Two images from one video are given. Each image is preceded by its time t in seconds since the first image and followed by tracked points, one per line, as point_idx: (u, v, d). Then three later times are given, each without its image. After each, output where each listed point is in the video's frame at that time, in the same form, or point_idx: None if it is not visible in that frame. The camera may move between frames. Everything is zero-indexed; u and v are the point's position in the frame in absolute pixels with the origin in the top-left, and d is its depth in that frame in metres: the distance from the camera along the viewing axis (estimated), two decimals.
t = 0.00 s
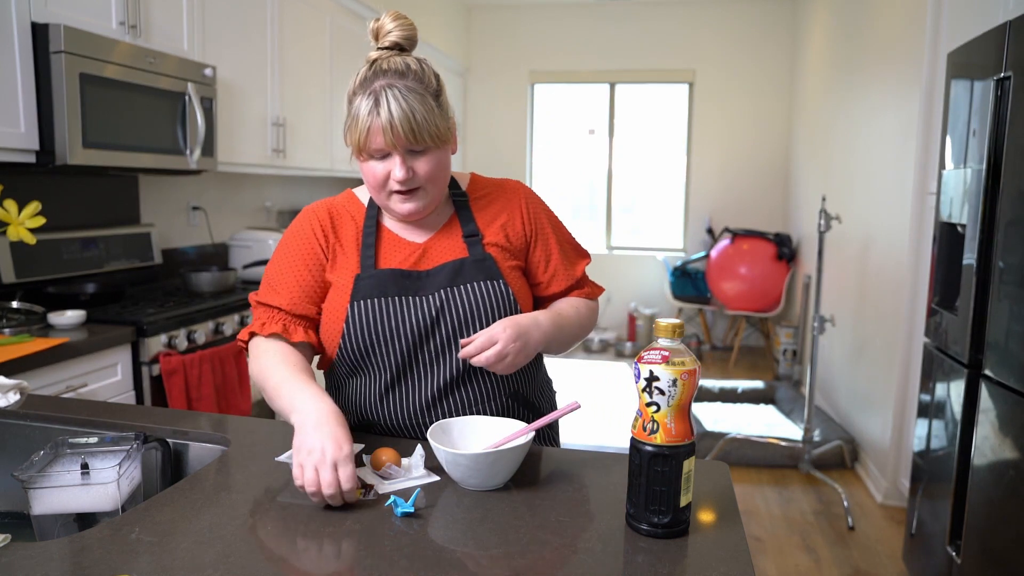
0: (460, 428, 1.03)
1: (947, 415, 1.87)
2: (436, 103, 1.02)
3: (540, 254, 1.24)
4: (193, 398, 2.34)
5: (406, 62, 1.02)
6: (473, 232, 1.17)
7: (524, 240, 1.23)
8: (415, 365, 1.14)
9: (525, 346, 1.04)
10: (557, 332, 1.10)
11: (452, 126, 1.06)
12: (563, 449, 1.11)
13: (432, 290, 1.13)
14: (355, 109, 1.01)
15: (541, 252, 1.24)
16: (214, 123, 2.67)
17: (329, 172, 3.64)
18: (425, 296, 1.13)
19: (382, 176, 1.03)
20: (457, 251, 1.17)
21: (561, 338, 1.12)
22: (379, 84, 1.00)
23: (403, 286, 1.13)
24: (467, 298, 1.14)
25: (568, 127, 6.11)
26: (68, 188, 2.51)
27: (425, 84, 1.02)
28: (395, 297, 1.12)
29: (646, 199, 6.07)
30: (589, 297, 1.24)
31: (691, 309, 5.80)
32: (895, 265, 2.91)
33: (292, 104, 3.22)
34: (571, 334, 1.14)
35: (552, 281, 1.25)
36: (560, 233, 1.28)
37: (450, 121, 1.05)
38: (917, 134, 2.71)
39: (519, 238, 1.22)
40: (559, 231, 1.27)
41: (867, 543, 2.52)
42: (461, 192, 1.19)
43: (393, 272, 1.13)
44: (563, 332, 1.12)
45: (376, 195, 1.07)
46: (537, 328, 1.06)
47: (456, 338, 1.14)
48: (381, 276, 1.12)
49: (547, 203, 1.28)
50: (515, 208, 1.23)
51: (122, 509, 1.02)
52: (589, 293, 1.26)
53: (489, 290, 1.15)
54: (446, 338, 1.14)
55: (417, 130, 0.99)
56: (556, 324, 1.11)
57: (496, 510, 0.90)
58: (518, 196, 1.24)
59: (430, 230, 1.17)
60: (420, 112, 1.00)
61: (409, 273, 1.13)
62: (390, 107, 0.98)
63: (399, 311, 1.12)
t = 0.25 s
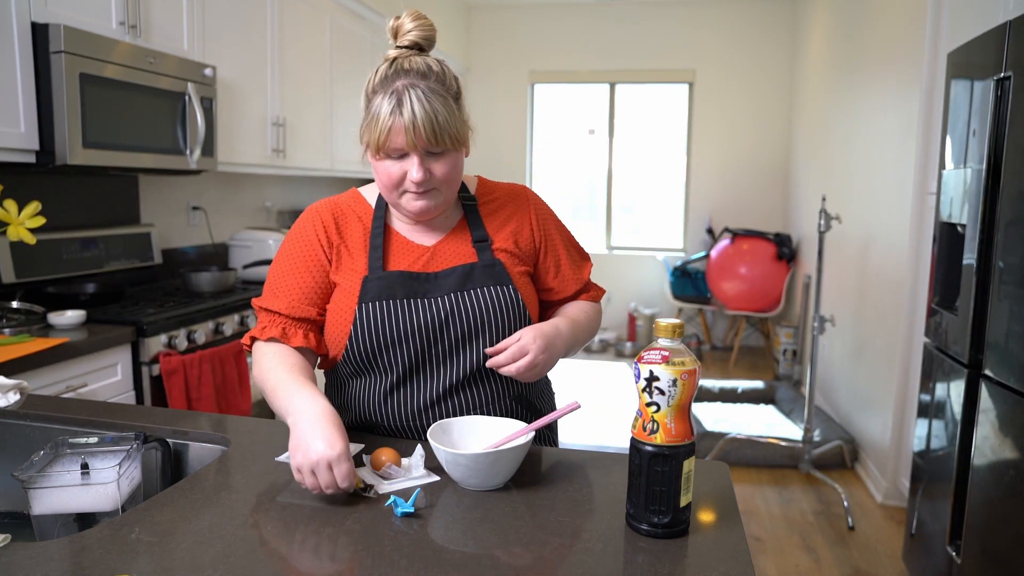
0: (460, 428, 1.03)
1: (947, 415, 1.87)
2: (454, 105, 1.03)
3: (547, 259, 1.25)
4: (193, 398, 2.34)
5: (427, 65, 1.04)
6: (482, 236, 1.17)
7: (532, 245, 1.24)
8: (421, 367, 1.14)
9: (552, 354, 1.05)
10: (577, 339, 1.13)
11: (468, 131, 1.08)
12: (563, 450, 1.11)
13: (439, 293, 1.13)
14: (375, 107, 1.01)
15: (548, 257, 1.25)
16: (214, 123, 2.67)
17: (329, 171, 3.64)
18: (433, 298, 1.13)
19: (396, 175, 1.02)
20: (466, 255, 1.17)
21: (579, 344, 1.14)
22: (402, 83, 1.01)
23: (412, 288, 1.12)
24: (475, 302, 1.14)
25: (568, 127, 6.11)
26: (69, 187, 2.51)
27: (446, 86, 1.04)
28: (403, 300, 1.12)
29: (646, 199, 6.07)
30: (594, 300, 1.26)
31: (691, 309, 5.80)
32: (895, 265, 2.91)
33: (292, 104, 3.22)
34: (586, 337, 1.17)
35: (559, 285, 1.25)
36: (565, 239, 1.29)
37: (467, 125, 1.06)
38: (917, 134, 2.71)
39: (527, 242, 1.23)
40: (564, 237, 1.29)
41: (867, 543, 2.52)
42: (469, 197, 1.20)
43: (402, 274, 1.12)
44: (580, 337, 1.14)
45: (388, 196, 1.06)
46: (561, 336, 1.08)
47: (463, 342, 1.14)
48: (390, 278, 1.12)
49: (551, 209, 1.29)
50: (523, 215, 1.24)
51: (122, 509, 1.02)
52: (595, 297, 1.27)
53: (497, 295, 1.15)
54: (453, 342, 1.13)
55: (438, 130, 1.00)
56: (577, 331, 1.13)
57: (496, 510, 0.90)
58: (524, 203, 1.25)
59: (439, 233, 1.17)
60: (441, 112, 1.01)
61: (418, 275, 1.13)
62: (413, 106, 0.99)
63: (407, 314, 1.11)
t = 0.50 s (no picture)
0: (460, 428, 1.03)
1: (947, 415, 1.87)
2: (465, 104, 1.05)
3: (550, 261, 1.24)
4: (193, 398, 2.34)
5: (440, 61, 1.06)
6: (485, 236, 1.17)
7: (534, 246, 1.23)
8: (418, 364, 1.14)
9: (546, 355, 1.05)
10: (574, 343, 1.12)
11: (476, 130, 1.09)
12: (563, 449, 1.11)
13: (439, 290, 1.13)
14: (386, 97, 1.02)
15: (550, 259, 1.24)
16: (214, 123, 2.67)
17: (329, 171, 3.64)
18: (433, 295, 1.13)
19: (402, 167, 1.03)
20: (468, 253, 1.17)
21: (576, 349, 1.13)
22: (414, 75, 1.03)
23: (413, 284, 1.13)
24: (475, 301, 1.14)
25: (568, 127, 6.11)
26: (69, 188, 2.51)
27: (457, 83, 1.05)
28: (403, 295, 1.12)
29: (646, 199, 6.07)
30: (595, 305, 1.24)
31: (692, 309, 5.80)
32: (895, 265, 2.91)
33: (292, 104, 3.22)
34: (585, 342, 1.16)
35: (561, 288, 1.25)
36: (569, 241, 1.28)
37: (475, 124, 1.07)
38: (917, 134, 2.71)
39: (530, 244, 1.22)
40: (568, 239, 1.27)
41: (867, 543, 2.52)
42: (475, 196, 1.20)
43: (404, 270, 1.13)
44: (578, 341, 1.13)
45: (391, 187, 1.06)
46: (557, 336, 1.08)
47: (461, 340, 1.14)
48: (391, 273, 1.12)
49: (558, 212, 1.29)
50: (528, 215, 1.23)
51: (122, 508, 1.02)
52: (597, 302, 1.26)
53: (498, 295, 1.15)
54: (451, 340, 1.14)
55: (446, 123, 1.01)
56: (575, 334, 1.12)
57: (496, 510, 0.90)
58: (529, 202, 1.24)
59: (443, 232, 1.17)
60: (450, 106, 1.02)
61: (420, 271, 1.13)
62: (423, 98, 1.00)
63: (407, 310, 1.12)
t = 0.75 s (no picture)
0: (460, 427, 1.03)
1: (947, 415, 1.86)
2: (495, 97, 1.10)
3: (563, 261, 1.23)
4: (193, 398, 2.34)
5: (470, 58, 1.12)
6: (502, 234, 1.19)
7: (550, 246, 1.24)
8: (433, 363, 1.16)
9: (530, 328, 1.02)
10: (555, 334, 1.09)
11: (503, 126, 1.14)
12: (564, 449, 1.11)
13: (457, 288, 1.16)
14: (420, 88, 1.07)
15: (564, 258, 1.23)
16: (214, 123, 2.67)
17: (329, 171, 3.64)
18: (450, 293, 1.16)
19: (435, 154, 1.08)
20: (485, 251, 1.20)
21: (555, 343, 1.10)
22: (447, 70, 1.08)
23: (430, 280, 1.16)
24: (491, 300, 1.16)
25: (568, 127, 6.11)
26: (69, 188, 2.51)
27: (489, 79, 1.11)
28: (421, 290, 1.15)
29: (646, 199, 6.07)
30: (603, 314, 1.19)
31: (692, 309, 5.80)
32: (895, 264, 2.91)
33: (292, 104, 3.22)
34: (564, 346, 1.12)
35: (570, 286, 1.22)
36: (587, 249, 1.27)
37: (503, 119, 1.13)
38: (917, 133, 2.71)
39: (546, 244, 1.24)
40: (587, 247, 1.27)
41: (867, 543, 2.52)
42: (496, 196, 1.23)
43: (423, 266, 1.16)
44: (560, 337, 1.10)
45: (421, 176, 1.10)
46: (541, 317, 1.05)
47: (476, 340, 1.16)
48: (409, 268, 1.15)
49: (580, 222, 1.29)
50: (547, 216, 1.25)
51: (122, 508, 1.02)
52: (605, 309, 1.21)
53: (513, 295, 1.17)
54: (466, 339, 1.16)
55: (480, 112, 1.06)
56: (556, 326, 1.09)
57: (496, 511, 0.90)
58: (552, 204, 1.26)
59: (464, 228, 1.21)
60: (484, 98, 1.08)
61: (437, 269, 1.17)
62: (459, 89, 1.06)
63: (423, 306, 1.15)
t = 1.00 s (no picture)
0: (460, 427, 1.03)
1: (947, 415, 1.86)
2: (536, 97, 1.11)
3: (596, 265, 1.22)
4: (193, 398, 2.34)
5: (513, 59, 1.13)
6: (537, 236, 1.19)
7: (584, 251, 1.23)
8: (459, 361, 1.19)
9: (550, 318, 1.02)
10: (578, 334, 1.08)
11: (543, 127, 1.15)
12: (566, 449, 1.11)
13: (486, 284, 1.17)
14: (460, 87, 1.09)
15: (598, 263, 1.22)
16: (214, 123, 2.67)
17: (330, 171, 3.64)
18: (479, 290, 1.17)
19: (474, 151, 1.08)
20: (518, 251, 1.20)
21: (577, 344, 1.09)
22: (488, 69, 1.10)
23: (461, 278, 1.17)
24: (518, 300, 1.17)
25: (568, 126, 6.11)
26: (69, 187, 2.51)
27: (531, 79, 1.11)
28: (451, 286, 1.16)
29: (646, 199, 6.07)
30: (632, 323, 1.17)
31: (692, 309, 5.80)
32: (895, 264, 2.91)
33: (292, 104, 3.22)
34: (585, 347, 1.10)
35: (602, 291, 1.20)
36: (624, 255, 1.25)
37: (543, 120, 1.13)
38: (917, 133, 2.71)
39: (581, 248, 1.23)
40: (624, 253, 1.25)
41: (867, 543, 2.52)
42: (535, 199, 1.23)
43: (456, 263, 1.17)
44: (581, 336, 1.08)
45: (458, 174, 1.12)
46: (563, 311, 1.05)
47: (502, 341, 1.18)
48: (442, 262, 1.17)
49: (620, 230, 1.27)
50: (585, 220, 1.24)
51: (122, 509, 1.02)
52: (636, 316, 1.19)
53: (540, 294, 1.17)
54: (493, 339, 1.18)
55: (518, 112, 1.07)
56: (576, 323, 1.08)
57: (495, 511, 0.90)
58: (592, 207, 1.25)
59: (502, 228, 1.21)
60: (523, 98, 1.08)
61: (470, 267, 1.18)
62: (498, 88, 1.07)
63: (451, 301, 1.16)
